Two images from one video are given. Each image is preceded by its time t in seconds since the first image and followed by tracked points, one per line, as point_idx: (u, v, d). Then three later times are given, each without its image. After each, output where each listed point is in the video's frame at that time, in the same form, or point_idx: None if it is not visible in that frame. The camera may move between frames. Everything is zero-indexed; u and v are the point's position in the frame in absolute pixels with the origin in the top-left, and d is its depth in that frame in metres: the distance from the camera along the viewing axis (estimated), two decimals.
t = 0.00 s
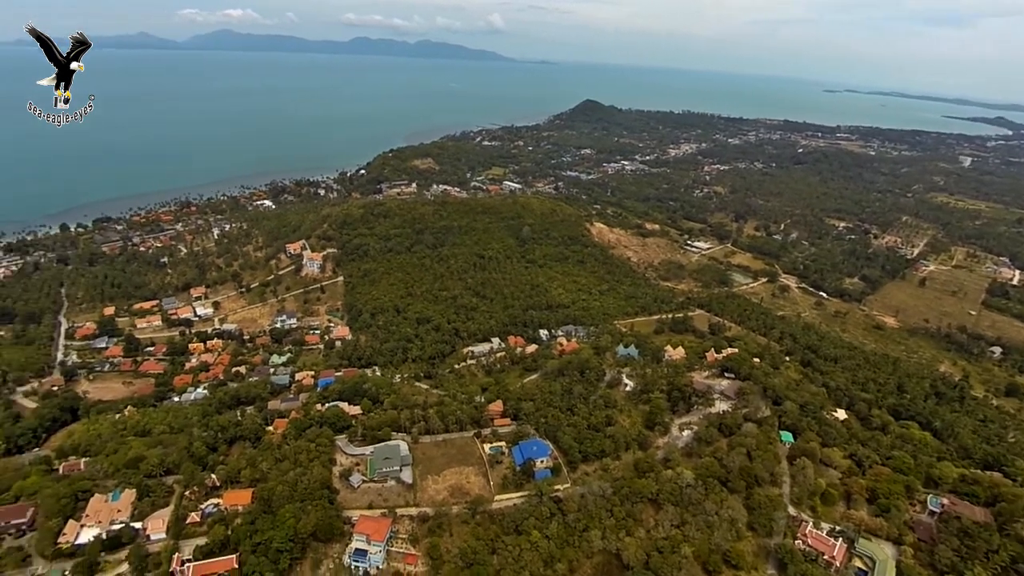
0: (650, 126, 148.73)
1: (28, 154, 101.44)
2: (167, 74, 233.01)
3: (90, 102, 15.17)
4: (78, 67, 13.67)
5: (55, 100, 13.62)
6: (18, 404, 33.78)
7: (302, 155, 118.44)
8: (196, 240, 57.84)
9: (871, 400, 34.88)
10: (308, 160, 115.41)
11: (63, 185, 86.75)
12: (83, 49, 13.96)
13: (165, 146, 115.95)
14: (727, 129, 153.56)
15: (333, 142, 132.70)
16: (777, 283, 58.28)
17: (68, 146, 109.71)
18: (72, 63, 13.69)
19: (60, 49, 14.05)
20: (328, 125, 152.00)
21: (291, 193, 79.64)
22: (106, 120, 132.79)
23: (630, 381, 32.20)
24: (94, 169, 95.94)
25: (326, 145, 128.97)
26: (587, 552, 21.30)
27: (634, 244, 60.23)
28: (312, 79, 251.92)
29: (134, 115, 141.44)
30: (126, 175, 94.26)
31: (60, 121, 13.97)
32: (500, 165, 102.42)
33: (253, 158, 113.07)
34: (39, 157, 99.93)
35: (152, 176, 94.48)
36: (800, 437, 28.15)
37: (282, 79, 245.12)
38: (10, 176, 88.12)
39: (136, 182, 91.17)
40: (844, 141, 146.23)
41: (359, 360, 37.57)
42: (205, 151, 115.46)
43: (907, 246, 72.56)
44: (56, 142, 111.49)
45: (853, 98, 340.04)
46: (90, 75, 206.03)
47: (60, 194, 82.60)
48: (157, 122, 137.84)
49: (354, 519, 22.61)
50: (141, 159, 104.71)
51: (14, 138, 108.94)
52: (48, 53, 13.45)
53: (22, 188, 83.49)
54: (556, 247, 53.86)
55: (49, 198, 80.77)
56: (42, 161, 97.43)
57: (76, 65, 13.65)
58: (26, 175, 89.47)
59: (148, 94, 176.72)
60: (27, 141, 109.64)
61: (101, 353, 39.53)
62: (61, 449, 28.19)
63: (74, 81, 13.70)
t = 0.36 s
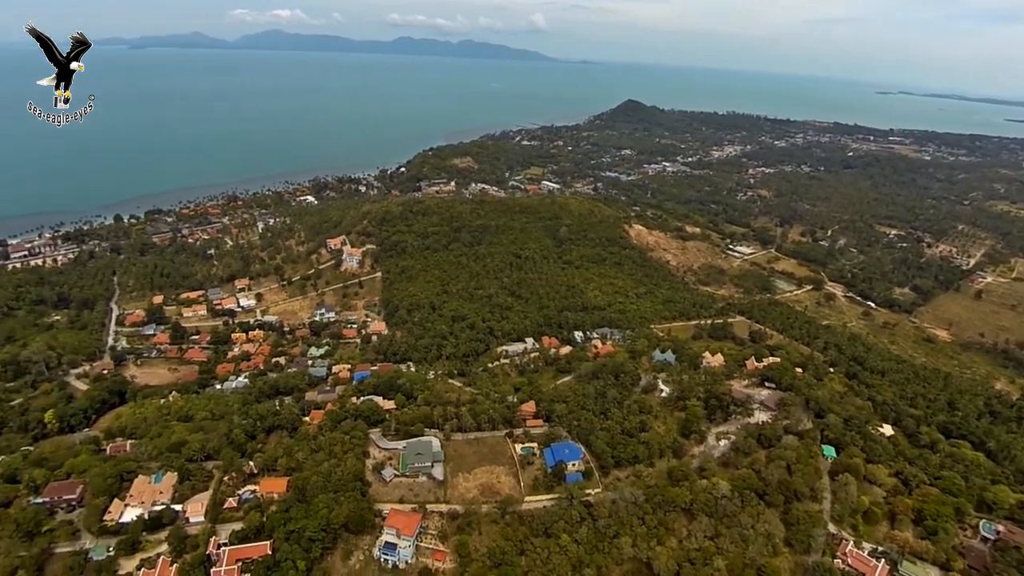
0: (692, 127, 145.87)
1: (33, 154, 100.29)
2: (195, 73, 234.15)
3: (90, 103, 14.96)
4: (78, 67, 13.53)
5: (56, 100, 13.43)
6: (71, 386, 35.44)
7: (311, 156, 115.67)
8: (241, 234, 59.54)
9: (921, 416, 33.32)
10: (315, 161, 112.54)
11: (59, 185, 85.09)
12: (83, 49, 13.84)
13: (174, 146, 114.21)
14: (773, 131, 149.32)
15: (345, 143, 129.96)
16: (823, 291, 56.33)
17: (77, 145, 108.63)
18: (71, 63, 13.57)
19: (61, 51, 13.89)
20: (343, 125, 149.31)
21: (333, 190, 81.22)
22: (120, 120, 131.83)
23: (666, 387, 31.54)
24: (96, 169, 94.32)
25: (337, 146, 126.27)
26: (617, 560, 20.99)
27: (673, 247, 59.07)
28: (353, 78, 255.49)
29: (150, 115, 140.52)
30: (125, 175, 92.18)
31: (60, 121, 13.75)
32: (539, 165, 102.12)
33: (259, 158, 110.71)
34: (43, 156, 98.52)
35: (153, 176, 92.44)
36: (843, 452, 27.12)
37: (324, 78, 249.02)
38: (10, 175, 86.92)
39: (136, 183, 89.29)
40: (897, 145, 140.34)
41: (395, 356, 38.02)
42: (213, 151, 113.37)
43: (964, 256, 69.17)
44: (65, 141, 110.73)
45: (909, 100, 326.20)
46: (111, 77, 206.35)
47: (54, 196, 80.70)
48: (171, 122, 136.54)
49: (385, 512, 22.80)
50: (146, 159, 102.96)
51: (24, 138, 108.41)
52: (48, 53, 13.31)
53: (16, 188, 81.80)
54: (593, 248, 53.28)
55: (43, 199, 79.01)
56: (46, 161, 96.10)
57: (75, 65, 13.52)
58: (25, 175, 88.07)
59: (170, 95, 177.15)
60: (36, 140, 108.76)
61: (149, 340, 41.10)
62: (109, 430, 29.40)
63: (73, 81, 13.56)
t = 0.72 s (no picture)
0: (731, 129, 142.87)
1: (41, 150, 99.65)
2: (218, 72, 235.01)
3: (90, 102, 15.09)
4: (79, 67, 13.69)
5: (55, 100, 13.57)
6: (114, 373, 36.82)
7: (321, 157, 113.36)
8: (279, 229, 60.88)
9: (968, 433, 31.81)
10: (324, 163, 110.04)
11: (59, 183, 83.73)
12: (84, 49, 13.95)
13: (184, 145, 112.90)
14: (815, 133, 145.25)
15: (359, 144, 127.49)
16: (865, 299, 54.45)
17: (85, 141, 107.57)
18: (72, 63, 13.70)
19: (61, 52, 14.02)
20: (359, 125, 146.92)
21: (368, 188, 82.33)
22: (134, 117, 131.08)
23: (698, 394, 30.88)
24: (101, 167, 93.01)
25: (349, 147, 123.81)
26: (643, 568, 20.64)
27: (709, 251, 57.83)
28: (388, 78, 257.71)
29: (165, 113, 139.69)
30: (127, 174, 90.48)
31: (60, 121, 13.92)
32: (573, 166, 101.47)
33: (268, 159, 108.68)
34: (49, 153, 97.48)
35: (161, 176, 91.40)
36: (883, 468, 26.10)
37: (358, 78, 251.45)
38: (11, 173, 85.65)
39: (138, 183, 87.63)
40: (948, 149, 134.65)
41: (425, 353, 38.28)
42: (223, 150, 111.66)
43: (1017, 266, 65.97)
44: (75, 139, 109.86)
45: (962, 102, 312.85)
46: (131, 74, 202.85)
47: (51, 194, 79.25)
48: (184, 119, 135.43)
49: (412, 509, 22.94)
50: (154, 158, 101.58)
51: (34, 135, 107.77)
52: (49, 53, 13.44)
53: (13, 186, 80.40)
54: (626, 251, 52.60)
55: (39, 198, 77.61)
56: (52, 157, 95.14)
57: (75, 65, 13.65)
58: (26, 173, 86.68)
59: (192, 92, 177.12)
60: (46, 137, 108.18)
61: (188, 331, 42.34)
62: (148, 418, 30.39)
63: (73, 81, 13.71)
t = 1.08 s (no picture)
0: (761, 130, 140.27)
1: (54, 151, 100.65)
2: (236, 73, 236.06)
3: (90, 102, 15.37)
4: (78, 66, 13.96)
5: (55, 100, 13.87)
6: (145, 364, 37.76)
7: (324, 158, 112.12)
8: (307, 227, 61.74)
9: (1008, 446, 30.56)
10: (326, 163, 108.53)
11: (60, 184, 83.91)
12: (84, 49, 14.22)
13: (189, 146, 112.94)
14: (849, 135, 141.73)
15: (366, 145, 126.19)
16: (899, 306, 52.88)
17: (101, 142, 108.60)
18: (72, 63, 13.98)
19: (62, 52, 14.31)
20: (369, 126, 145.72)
21: (394, 187, 82.96)
22: (148, 118, 132.14)
23: (724, 400, 30.32)
24: (102, 167, 93.11)
25: (362, 148, 123.02)
26: None
27: (736, 254, 56.77)
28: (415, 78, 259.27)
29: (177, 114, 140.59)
30: (139, 176, 90.85)
31: (60, 120, 14.22)
32: (600, 167, 100.88)
33: (276, 160, 108.23)
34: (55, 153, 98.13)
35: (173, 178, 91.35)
36: (916, 482, 25.27)
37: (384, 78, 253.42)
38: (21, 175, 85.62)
39: (139, 184, 87.49)
40: (990, 153, 129.95)
41: (448, 352, 38.39)
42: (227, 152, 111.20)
43: None
44: (89, 139, 110.17)
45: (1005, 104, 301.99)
46: (153, 76, 205.84)
47: (51, 194, 79.39)
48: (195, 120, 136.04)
49: (432, 507, 22.97)
50: (158, 159, 101.57)
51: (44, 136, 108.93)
52: (49, 54, 13.71)
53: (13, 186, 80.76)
54: (652, 253, 51.98)
55: (37, 198, 77.70)
56: (57, 158, 95.66)
57: (74, 65, 13.92)
58: (36, 174, 87.28)
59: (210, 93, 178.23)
60: (56, 138, 109.25)
61: (217, 325, 43.22)
62: (177, 410, 31.07)
63: (73, 81, 13.99)
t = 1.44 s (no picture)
0: (783, 131, 138.33)
1: (72, 151, 102.19)
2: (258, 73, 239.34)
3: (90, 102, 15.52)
4: (77, 66, 14.09)
5: (55, 99, 14.03)
6: (166, 360, 38.37)
7: (338, 159, 112.73)
8: (326, 226, 62.23)
9: None
10: (335, 164, 108.59)
11: (73, 184, 84.70)
12: (83, 49, 14.34)
13: (194, 146, 113.43)
14: (874, 137, 139.09)
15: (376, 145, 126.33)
16: (924, 312, 51.69)
17: (117, 143, 109.99)
18: (72, 63, 14.12)
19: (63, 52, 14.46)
20: (380, 126, 145.90)
21: (412, 186, 83.33)
22: (166, 120, 133.83)
23: (744, 406, 29.86)
24: (113, 168, 93.85)
25: (373, 148, 123.23)
26: None
27: (757, 257, 55.94)
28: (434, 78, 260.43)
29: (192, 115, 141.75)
30: (153, 176, 91.96)
31: (60, 120, 14.37)
32: (618, 167, 100.40)
33: (289, 160, 109.04)
34: (66, 154, 98.87)
35: (185, 179, 92.24)
36: (942, 493, 24.59)
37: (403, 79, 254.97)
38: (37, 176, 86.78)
39: (150, 184, 88.15)
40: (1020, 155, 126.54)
41: (464, 352, 38.39)
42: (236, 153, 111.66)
43: None
44: (106, 140, 111.61)
45: None
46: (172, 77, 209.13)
47: (62, 194, 80.14)
48: (208, 121, 136.89)
49: (446, 508, 22.94)
50: (169, 159, 102.41)
51: (58, 137, 110.11)
52: (49, 54, 13.85)
53: (21, 187, 81.31)
54: (671, 255, 51.46)
55: (42, 199, 78.02)
56: (70, 159, 96.54)
57: (74, 65, 14.05)
58: (52, 173, 88.49)
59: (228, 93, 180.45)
60: (64, 138, 110.11)
61: (237, 322, 43.71)
62: (197, 405, 31.48)
63: (73, 81, 14.13)
